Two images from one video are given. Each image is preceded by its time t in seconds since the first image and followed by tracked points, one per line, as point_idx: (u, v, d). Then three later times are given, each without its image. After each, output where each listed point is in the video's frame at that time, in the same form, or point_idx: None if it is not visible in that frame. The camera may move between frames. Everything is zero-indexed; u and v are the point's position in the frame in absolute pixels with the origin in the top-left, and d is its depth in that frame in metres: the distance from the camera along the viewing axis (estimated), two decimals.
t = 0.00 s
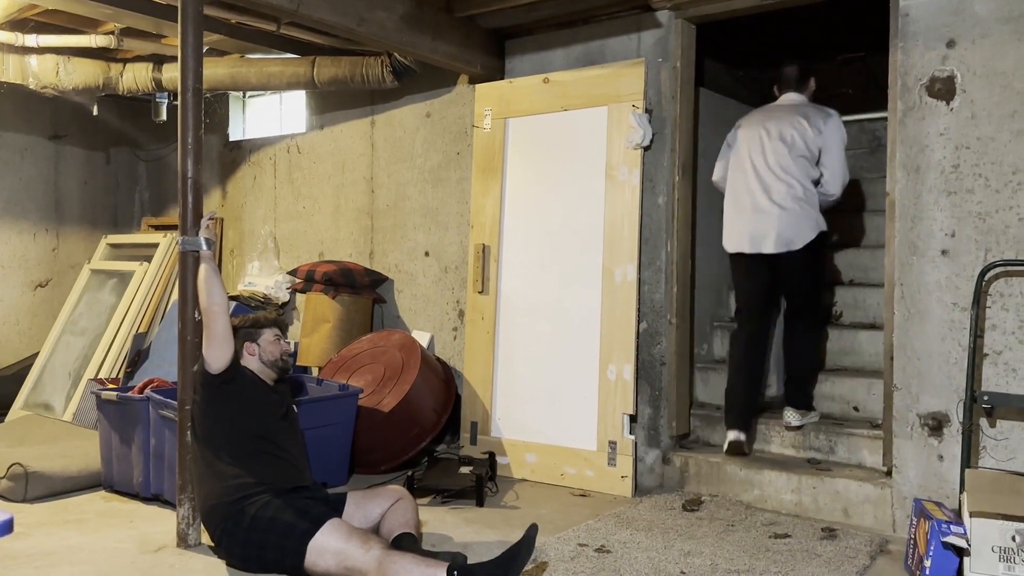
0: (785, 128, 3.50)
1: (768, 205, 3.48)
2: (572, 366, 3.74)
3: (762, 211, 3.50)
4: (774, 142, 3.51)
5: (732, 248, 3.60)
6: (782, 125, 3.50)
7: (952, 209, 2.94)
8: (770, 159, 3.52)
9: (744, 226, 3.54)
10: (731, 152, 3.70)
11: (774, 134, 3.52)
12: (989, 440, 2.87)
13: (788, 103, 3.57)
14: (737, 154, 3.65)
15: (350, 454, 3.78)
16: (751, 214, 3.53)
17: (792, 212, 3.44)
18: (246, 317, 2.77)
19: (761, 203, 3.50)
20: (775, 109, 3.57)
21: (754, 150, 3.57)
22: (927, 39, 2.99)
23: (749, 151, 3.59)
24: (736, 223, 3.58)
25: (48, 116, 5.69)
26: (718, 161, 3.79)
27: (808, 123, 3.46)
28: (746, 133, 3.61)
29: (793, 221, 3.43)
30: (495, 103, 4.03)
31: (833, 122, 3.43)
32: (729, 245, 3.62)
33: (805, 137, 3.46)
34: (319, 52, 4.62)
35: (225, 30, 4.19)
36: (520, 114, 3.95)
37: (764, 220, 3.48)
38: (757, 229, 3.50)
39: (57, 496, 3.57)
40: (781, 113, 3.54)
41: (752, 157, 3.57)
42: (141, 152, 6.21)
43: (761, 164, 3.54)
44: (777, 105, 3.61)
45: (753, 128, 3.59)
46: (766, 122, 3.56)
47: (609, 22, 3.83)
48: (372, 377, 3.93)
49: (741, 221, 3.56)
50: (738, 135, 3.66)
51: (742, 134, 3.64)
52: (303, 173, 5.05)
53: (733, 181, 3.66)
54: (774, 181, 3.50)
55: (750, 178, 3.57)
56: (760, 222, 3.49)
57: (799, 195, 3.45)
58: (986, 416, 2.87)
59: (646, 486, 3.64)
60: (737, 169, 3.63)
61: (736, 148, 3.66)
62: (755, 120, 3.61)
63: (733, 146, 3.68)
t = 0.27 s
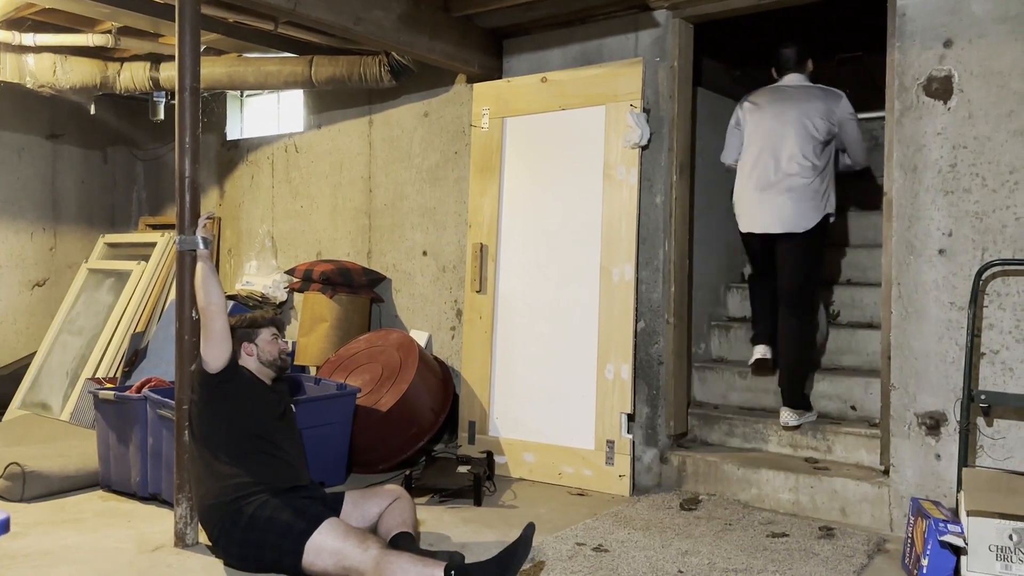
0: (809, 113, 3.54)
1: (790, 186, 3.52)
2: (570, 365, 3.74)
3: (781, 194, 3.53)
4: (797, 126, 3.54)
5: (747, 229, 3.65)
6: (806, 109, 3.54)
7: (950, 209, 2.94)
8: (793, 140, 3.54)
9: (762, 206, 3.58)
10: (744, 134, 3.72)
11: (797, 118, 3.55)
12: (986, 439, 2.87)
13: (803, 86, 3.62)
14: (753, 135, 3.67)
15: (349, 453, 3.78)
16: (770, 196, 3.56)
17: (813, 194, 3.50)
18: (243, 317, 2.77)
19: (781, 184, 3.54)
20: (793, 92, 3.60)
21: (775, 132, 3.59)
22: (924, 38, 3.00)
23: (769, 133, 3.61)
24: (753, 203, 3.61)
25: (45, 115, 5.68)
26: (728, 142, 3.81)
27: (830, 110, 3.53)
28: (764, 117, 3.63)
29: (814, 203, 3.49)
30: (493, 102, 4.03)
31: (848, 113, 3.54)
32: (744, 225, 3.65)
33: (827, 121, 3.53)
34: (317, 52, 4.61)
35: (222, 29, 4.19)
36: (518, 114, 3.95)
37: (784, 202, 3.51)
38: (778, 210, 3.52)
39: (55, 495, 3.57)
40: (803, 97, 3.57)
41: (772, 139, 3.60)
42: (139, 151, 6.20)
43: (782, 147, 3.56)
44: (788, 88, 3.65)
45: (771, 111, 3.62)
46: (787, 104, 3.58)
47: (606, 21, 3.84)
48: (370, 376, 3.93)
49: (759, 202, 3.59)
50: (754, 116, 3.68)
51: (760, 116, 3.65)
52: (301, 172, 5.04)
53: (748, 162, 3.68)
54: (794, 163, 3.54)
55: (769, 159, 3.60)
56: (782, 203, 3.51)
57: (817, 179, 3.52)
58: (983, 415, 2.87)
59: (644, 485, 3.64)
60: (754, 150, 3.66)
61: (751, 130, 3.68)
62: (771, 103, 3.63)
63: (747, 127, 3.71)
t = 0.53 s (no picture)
0: (809, 103, 3.60)
1: (795, 177, 3.60)
2: (567, 363, 3.74)
3: (788, 185, 3.59)
4: (799, 117, 3.60)
5: (754, 220, 3.70)
6: (805, 100, 3.60)
7: (947, 208, 2.94)
8: (795, 133, 3.61)
9: (769, 197, 3.63)
10: (742, 125, 3.75)
11: (798, 109, 3.60)
12: (983, 438, 2.88)
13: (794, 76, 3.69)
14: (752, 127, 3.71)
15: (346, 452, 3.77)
16: (777, 186, 3.62)
17: (815, 184, 3.61)
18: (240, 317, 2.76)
19: (788, 176, 3.60)
20: (788, 82, 3.65)
21: (776, 123, 3.64)
22: (920, 38, 3.00)
23: (769, 125, 3.66)
24: (761, 194, 3.67)
25: (42, 114, 5.67)
26: (723, 132, 3.83)
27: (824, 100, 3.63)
28: (764, 108, 3.67)
29: (817, 193, 3.60)
30: (490, 102, 4.03)
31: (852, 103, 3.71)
32: (750, 216, 3.70)
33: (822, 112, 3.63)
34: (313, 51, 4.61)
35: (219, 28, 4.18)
36: (515, 113, 3.95)
37: (792, 192, 3.58)
38: (786, 201, 3.58)
39: (51, 495, 3.57)
40: (799, 88, 3.63)
41: (774, 130, 3.64)
42: (135, 151, 6.19)
43: (786, 139, 3.62)
44: (780, 79, 3.71)
45: (770, 102, 3.65)
46: (785, 95, 3.63)
47: (603, 20, 3.83)
48: (367, 376, 3.93)
49: (766, 194, 3.64)
50: (752, 107, 3.70)
51: (759, 108, 3.68)
52: (298, 172, 5.04)
53: (750, 154, 3.73)
54: (797, 153, 3.62)
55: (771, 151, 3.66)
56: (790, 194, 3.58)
57: (817, 169, 3.63)
58: (980, 414, 2.88)
59: (641, 484, 3.65)
60: (756, 143, 3.71)
61: (751, 121, 3.72)
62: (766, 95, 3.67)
63: (745, 119, 3.73)
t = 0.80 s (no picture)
0: (795, 77, 3.69)
1: (789, 152, 3.70)
2: (564, 364, 3.74)
3: (781, 158, 3.70)
4: (786, 90, 3.69)
5: (746, 193, 3.77)
6: (791, 74, 3.70)
7: (944, 207, 2.95)
8: (783, 106, 3.69)
9: (763, 170, 3.72)
10: (729, 103, 3.85)
11: (785, 83, 3.69)
12: (980, 437, 2.88)
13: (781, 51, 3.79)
14: (739, 103, 3.81)
15: (344, 452, 3.77)
16: (770, 160, 3.72)
17: (809, 155, 3.71)
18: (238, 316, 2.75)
19: (780, 149, 3.70)
20: (777, 61, 3.75)
21: (764, 98, 3.73)
22: (917, 37, 3.00)
23: (756, 100, 3.75)
24: (753, 168, 3.76)
25: (38, 113, 5.66)
26: (715, 111, 3.94)
27: (812, 73, 3.73)
28: (750, 84, 3.77)
29: (812, 164, 3.70)
30: (488, 101, 4.03)
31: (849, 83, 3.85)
32: (742, 190, 3.78)
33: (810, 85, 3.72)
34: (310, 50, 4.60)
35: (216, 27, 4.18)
36: (513, 112, 3.95)
37: (786, 168, 3.69)
38: (780, 174, 3.69)
39: (48, 495, 3.56)
40: (785, 63, 3.73)
41: (764, 108, 3.74)
42: (132, 150, 6.18)
43: (774, 112, 3.71)
44: (769, 57, 3.80)
45: (756, 78, 3.75)
46: (771, 71, 3.73)
47: (601, 19, 3.83)
48: (365, 375, 3.92)
49: (759, 167, 3.74)
50: (738, 84, 3.80)
51: (745, 84, 3.78)
52: (295, 171, 5.03)
53: (739, 129, 3.82)
54: (789, 129, 3.70)
55: (760, 125, 3.75)
56: (785, 167, 3.69)
57: (808, 140, 3.73)
58: (977, 413, 2.88)
59: (638, 483, 3.65)
60: (743, 118, 3.80)
61: (737, 98, 3.81)
62: (754, 74, 3.77)
63: (732, 97, 3.83)
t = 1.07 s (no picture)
0: (791, 72, 3.68)
1: (789, 147, 3.68)
2: (561, 364, 3.74)
3: (780, 153, 3.69)
4: (783, 85, 3.67)
5: (746, 189, 3.76)
6: (787, 68, 3.69)
7: (939, 206, 2.95)
8: (780, 101, 3.68)
9: (762, 165, 3.71)
10: (726, 98, 3.84)
11: (781, 78, 3.68)
12: (975, 435, 2.88)
13: (776, 46, 3.79)
14: (736, 99, 3.80)
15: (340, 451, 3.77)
16: (769, 155, 3.71)
17: (808, 150, 3.70)
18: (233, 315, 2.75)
19: (778, 144, 3.69)
20: (773, 57, 3.74)
21: (760, 93, 3.72)
22: (913, 36, 3.00)
23: (753, 95, 3.74)
24: (752, 163, 3.74)
25: (34, 112, 5.64)
26: (711, 107, 3.92)
27: (809, 67, 3.72)
28: (746, 80, 3.76)
29: (811, 159, 3.70)
30: (484, 100, 4.03)
31: (844, 81, 3.86)
32: (741, 185, 3.76)
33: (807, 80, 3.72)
34: (306, 48, 4.60)
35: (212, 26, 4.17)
36: (510, 111, 3.95)
37: (787, 165, 3.68)
38: (780, 169, 3.69)
39: (44, 495, 3.55)
40: (782, 59, 3.72)
41: (762, 104, 3.73)
42: (128, 149, 6.17)
43: (772, 108, 3.70)
44: (764, 53, 3.80)
45: (752, 74, 3.74)
46: (767, 66, 3.73)
47: (598, 18, 3.83)
48: (361, 374, 3.92)
49: (758, 162, 3.72)
50: (734, 80, 3.80)
51: (742, 79, 3.77)
52: (291, 170, 5.03)
53: (736, 125, 3.80)
54: (787, 125, 3.69)
55: (758, 121, 3.74)
56: (784, 162, 3.68)
57: (807, 135, 3.72)
58: (972, 412, 2.89)
59: (635, 482, 3.65)
60: (741, 113, 3.78)
61: (734, 94, 3.80)
62: (751, 70, 3.76)
63: (728, 92, 3.82)
